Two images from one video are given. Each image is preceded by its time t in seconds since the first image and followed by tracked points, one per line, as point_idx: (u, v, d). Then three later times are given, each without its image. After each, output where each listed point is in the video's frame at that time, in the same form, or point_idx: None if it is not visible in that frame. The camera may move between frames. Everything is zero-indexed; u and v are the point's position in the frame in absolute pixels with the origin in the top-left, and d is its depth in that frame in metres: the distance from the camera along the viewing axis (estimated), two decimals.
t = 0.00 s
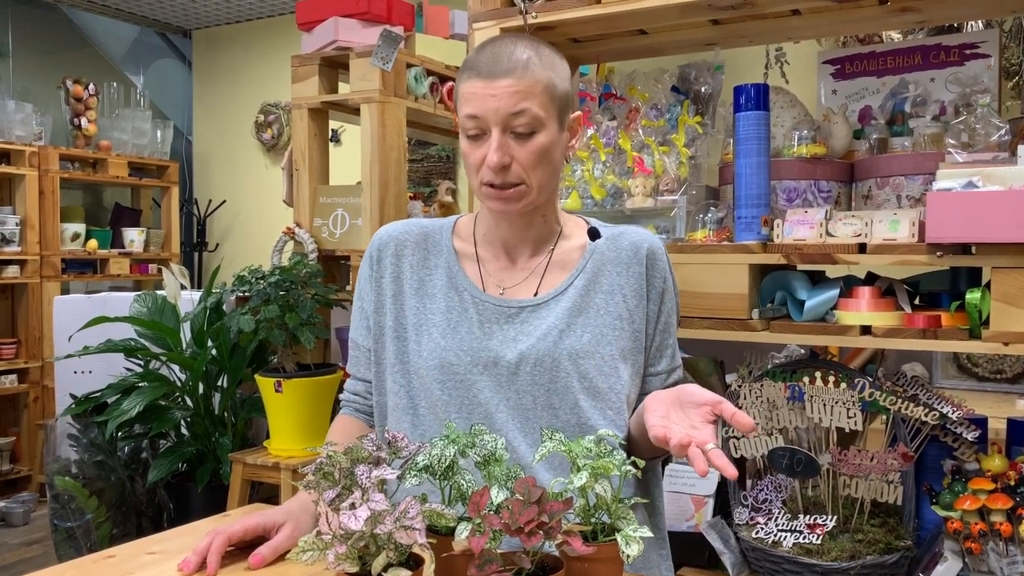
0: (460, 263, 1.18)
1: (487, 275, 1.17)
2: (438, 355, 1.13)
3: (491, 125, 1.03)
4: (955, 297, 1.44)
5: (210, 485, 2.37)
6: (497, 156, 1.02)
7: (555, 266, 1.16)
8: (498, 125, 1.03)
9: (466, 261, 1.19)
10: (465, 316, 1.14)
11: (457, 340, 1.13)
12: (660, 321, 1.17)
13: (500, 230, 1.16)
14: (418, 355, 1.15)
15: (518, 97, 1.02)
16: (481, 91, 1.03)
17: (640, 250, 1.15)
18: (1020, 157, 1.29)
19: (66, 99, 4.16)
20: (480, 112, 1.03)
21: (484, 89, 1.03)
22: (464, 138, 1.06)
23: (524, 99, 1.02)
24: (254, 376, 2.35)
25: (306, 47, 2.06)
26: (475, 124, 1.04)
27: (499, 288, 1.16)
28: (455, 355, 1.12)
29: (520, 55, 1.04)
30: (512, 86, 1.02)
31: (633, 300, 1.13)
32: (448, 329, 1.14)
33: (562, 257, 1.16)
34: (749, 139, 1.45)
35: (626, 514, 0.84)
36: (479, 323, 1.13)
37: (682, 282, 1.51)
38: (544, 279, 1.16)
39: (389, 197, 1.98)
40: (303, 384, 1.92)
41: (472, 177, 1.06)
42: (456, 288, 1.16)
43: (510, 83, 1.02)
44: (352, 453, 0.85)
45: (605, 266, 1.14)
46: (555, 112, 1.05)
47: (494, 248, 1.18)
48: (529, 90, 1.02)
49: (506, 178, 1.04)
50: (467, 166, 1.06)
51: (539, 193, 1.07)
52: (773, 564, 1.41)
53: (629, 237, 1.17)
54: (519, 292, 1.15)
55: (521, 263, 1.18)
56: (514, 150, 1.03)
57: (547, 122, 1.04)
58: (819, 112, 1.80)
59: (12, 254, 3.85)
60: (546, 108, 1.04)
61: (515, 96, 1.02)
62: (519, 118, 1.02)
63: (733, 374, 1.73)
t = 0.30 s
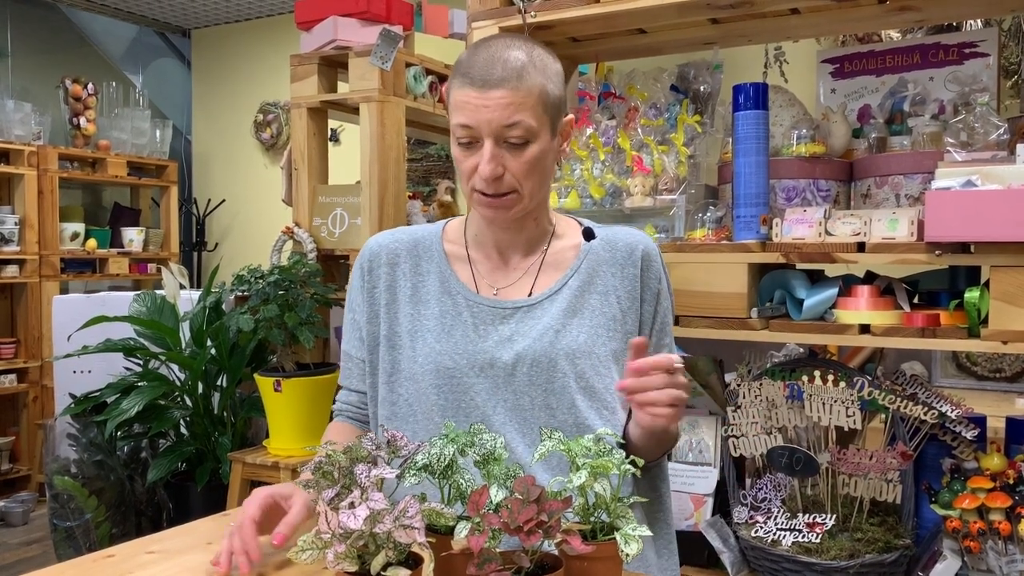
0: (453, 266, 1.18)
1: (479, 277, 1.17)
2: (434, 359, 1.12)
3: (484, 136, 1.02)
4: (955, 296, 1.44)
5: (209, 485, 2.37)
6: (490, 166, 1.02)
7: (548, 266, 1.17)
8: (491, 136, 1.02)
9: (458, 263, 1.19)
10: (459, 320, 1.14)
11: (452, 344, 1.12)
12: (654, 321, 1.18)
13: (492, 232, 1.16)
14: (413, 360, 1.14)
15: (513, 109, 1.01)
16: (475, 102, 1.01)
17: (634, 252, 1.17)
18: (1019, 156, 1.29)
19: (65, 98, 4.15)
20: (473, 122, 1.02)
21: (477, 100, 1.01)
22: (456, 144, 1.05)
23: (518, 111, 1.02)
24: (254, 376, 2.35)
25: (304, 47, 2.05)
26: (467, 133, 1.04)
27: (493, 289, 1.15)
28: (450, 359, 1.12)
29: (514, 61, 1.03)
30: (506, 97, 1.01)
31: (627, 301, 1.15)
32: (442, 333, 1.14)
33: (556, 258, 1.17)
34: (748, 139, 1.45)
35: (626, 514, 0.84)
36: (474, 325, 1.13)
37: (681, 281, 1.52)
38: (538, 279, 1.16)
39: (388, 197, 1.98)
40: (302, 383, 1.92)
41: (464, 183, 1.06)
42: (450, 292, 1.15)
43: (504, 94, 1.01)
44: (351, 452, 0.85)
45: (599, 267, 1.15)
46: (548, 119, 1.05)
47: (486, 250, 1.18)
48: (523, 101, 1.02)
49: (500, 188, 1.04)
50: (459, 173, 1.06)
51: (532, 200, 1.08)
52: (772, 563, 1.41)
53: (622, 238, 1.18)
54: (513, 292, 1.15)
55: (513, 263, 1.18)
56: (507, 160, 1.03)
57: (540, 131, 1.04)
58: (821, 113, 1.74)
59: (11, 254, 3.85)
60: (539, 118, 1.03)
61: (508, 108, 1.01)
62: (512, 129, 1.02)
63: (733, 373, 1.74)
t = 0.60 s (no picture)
0: (438, 272, 1.18)
1: (465, 279, 1.17)
2: (426, 365, 1.12)
3: (480, 134, 1.02)
4: (953, 294, 1.44)
5: (208, 484, 2.38)
6: (486, 165, 1.02)
7: (534, 264, 1.17)
8: (488, 135, 1.02)
9: (443, 268, 1.19)
10: (449, 324, 1.14)
11: (444, 349, 1.12)
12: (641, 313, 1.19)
13: (477, 231, 1.16)
14: (405, 369, 1.14)
15: (511, 108, 1.01)
16: (473, 101, 1.01)
17: (617, 247, 1.18)
18: (1017, 153, 1.29)
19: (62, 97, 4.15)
20: (472, 120, 1.02)
21: (475, 98, 1.01)
22: (448, 142, 1.04)
23: (516, 110, 1.02)
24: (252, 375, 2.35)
25: (302, 45, 2.05)
26: (462, 132, 1.03)
27: (480, 290, 1.16)
28: (442, 364, 1.11)
29: (509, 60, 1.03)
30: (504, 96, 1.01)
31: (612, 295, 1.16)
32: (433, 339, 1.13)
33: (541, 255, 1.18)
34: (746, 137, 1.45)
35: (624, 512, 0.84)
36: (464, 328, 1.13)
37: (679, 278, 1.52)
38: (525, 278, 1.16)
39: (386, 195, 1.99)
40: (301, 382, 1.92)
41: (455, 182, 1.05)
42: (437, 298, 1.15)
43: (502, 92, 1.01)
44: (349, 450, 0.85)
45: (583, 263, 1.16)
46: (540, 120, 1.06)
47: (471, 252, 1.18)
48: (520, 100, 1.02)
49: (494, 188, 1.04)
50: (451, 171, 1.05)
51: (521, 199, 1.08)
52: (770, 561, 1.41)
53: (604, 233, 1.19)
54: (500, 292, 1.16)
55: (499, 262, 1.18)
56: (503, 159, 1.03)
57: (533, 131, 1.04)
58: (815, 109, 1.81)
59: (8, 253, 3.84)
60: (535, 118, 1.04)
61: (507, 107, 1.01)
62: (510, 128, 1.02)
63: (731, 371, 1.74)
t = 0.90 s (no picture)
0: (418, 276, 1.18)
1: (446, 281, 1.17)
2: (412, 371, 1.12)
3: (447, 131, 1.02)
4: (952, 292, 1.42)
5: (207, 482, 2.38)
6: (456, 160, 1.02)
7: (513, 261, 1.18)
8: (455, 130, 1.02)
9: (423, 271, 1.19)
10: (433, 328, 1.14)
11: (429, 354, 1.12)
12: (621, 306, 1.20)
13: (453, 232, 1.16)
14: (391, 375, 1.14)
15: (476, 101, 1.01)
16: (437, 96, 1.01)
17: (595, 240, 1.18)
18: (1016, 151, 1.29)
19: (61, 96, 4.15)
20: (436, 116, 1.01)
21: (439, 94, 1.01)
22: (416, 141, 1.04)
23: (481, 103, 1.02)
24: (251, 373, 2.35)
25: (300, 44, 2.04)
26: (429, 129, 1.03)
27: (461, 292, 1.16)
28: (429, 369, 1.11)
29: (470, 56, 1.03)
30: (468, 89, 1.01)
31: (591, 289, 1.16)
32: (417, 344, 1.13)
33: (519, 252, 1.18)
34: (745, 135, 1.45)
35: (623, 510, 0.84)
36: (448, 331, 1.13)
37: (678, 276, 1.52)
38: (506, 277, 1.17)
39: (385, 193, 1.99)
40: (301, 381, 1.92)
41: (426, 181, 1.05)
42: (419, 303, 1.15)
43: (465, 87, 1.01)
44: (349, 448, 0.85)
45: (561, 258, 1.17)
46: (505, 112, 1.05)
47: (451, 253, 1.19)
48: (484, 93, 1.02)
49: (464, 183, 1.04)
50: (421, 170, 1.04)
51: (492, 194, 1.08)
52: (769, 558, 1.41)
53: (582, 227, 1.20)
54: (482, 293, 1.16)
55: (480, 263, 1.18)
56: (472, 154, 1.03)
57: (500, 124, 1.04)
58: (814, 108, 1.81)
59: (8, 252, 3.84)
60: (500, 110, 1.04)
61: (472, 100, 1.01)
62: (476, 122, 1.02)
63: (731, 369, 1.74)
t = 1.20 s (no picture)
0: (407, 276, 1.18)
1: (435, 282, 1.17)
2: (401, 372, 1.12)
3: (431, 131, 1.02)
4: (952, 291, 1.42)
5: (207, 481, 2.38)
6: (442, 160, 1.02)
7: (502, 261, 1.17)
8: (438, 129, 1.02)
9: (413, 271, 1.19)
10: (422, 328, 1.14)
11: (418, 355, 1.12)
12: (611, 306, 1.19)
13: (441, 233, 1.16)
14: (381, 376, 1.14)
15: (457, 98, 1.01)
16: (418, 96, 1.01)
17: (584, 240, 1.18)
18: (1016, 150, 1.29)
19: (61, 95, 4.15)
20: (417, 116, 1.01)
21: (420, 94, 1.01)
22: (400, 144, 1.04)
23: (462, 99, 1.01)
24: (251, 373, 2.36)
25: (300, 43, 2.04)
26: (412, 130, 1.03)
27: (450, 292, 1.16)
28: (418, 371, 1.11)
29: (449, 56, 1.03)
30: (448, 87, 1.01)
31: (580, 289, 1.16)
32: (407, 346, 1.13)
33: (508, 251, 1.18)
34: (745, 134, 1.45)
35: (622, 509, 0.84)
36: (437, 331, 1.13)
37: (678, 276, 1.52)
38: (495, 277, 1.16)
39: (385, 192, 1.99)
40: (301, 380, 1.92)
41: (414, 183, 1.05)
42: (409, 303, 1.15)
43: (445, 85, 1.01)
44: (349, 448, 0.85)
45: (551, 258, 1.16)
46: (488, 109, 1.05)
47: (440, 253, 1.18)
48: (465, 90, 1.02)
49: (451, 183, 1.04)
50: (408, 173, 1.04)
51: (481, 194, 1.08)
52: (769, 557, 1.41)
53: (571, 227, 1.20)
54: (471, 293, 1.15)
55: (469, 262, 1.18)
56: (457, 153, 1.03)
57: (484, 121, 1.04)
58: (814, 108, 1.81)
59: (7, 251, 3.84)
60: (482, 106, 1.03)
61: (453, 97, 1.01)
62: (458, 118, 1.02)
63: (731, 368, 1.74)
